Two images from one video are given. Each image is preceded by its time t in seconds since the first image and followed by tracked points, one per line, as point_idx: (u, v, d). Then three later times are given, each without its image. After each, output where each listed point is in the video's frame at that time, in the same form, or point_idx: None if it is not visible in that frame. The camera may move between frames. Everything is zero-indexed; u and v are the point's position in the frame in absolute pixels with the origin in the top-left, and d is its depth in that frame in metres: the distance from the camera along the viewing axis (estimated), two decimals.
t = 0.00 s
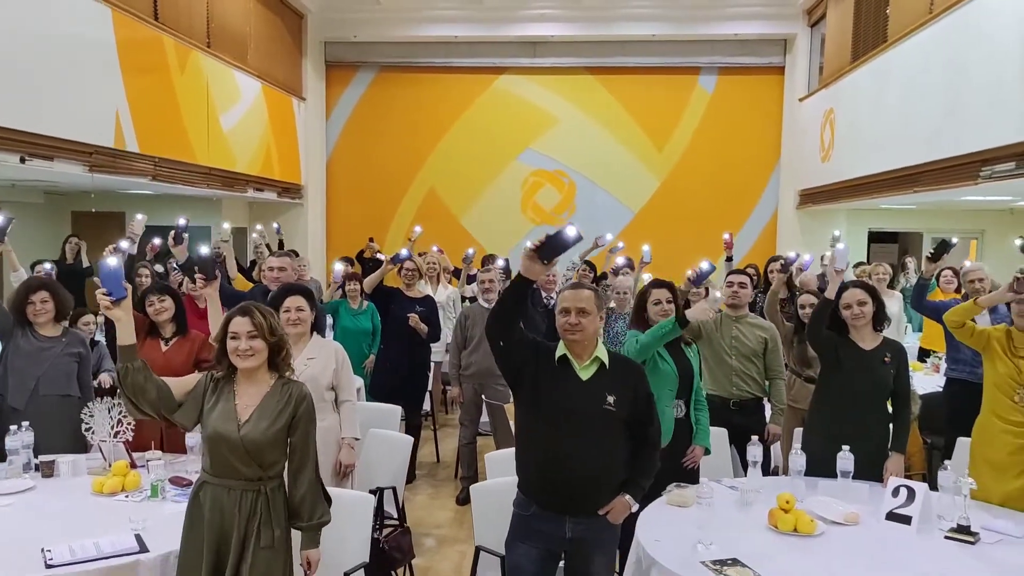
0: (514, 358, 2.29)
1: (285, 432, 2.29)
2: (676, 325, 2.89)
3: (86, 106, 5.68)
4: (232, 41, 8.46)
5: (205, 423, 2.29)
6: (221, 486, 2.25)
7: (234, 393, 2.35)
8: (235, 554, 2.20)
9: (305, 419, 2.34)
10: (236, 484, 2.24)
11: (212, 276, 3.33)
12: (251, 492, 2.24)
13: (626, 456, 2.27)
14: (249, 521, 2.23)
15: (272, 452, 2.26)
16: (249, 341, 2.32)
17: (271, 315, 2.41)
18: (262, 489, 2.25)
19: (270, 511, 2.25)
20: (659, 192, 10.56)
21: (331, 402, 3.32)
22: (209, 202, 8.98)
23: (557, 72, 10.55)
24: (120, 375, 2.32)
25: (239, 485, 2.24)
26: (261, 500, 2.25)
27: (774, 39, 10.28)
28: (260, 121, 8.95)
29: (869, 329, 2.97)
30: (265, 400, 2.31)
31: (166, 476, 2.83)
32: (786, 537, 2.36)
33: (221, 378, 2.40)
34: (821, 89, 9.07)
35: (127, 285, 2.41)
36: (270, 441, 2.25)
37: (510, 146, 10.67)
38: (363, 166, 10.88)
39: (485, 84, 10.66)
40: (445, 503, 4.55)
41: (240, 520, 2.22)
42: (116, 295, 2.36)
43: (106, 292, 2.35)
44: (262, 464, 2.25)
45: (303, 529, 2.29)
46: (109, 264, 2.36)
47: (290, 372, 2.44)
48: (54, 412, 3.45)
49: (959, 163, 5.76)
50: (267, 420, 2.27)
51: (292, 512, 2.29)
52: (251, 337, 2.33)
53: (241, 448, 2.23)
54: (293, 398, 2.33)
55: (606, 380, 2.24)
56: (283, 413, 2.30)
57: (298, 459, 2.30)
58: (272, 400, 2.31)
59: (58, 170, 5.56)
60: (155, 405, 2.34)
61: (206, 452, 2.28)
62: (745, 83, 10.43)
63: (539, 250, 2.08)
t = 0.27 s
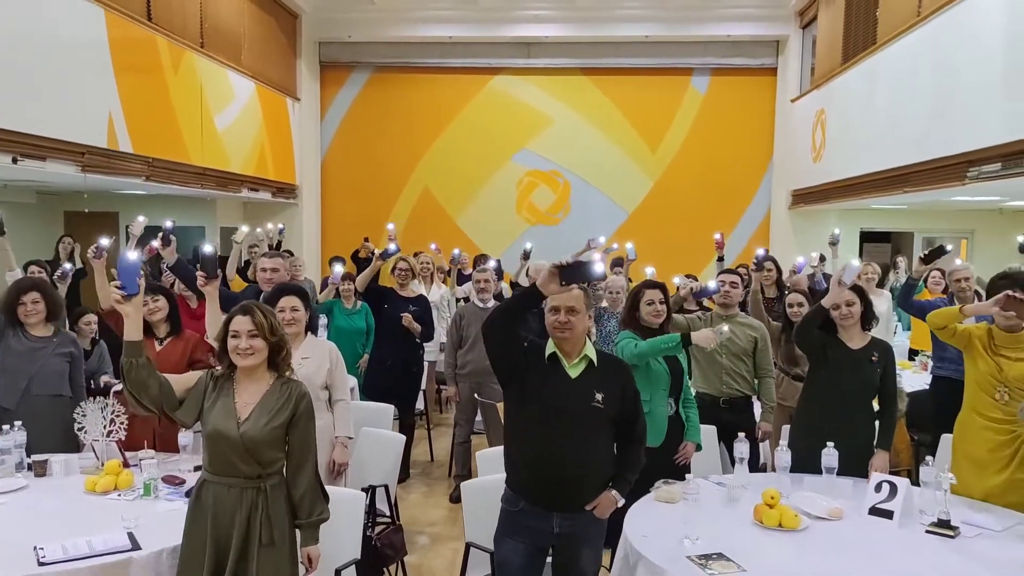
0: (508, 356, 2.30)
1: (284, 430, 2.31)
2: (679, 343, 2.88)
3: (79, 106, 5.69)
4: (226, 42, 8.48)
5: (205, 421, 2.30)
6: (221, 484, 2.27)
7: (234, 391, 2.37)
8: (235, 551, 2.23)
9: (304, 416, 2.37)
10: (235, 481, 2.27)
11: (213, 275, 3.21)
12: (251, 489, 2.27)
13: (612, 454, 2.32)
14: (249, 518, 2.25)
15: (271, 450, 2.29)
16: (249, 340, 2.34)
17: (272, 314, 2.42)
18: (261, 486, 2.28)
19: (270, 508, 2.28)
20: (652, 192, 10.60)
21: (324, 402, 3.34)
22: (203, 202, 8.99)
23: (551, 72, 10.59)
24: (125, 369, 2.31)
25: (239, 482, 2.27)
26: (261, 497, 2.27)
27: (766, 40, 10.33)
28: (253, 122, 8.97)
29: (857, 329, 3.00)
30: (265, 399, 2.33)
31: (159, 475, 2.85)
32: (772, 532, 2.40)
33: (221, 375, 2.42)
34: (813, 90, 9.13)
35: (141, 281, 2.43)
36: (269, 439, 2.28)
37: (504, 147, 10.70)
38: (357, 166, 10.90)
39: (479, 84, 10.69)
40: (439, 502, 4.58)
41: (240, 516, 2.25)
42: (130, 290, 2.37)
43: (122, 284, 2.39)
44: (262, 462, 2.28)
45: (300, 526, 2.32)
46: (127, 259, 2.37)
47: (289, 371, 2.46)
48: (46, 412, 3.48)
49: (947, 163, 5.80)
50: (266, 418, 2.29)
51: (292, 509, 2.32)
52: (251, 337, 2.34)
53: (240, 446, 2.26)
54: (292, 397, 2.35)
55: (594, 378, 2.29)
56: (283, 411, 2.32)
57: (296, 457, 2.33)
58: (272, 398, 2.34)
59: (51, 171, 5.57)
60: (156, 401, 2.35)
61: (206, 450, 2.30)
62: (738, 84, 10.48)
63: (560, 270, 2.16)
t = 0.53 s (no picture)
0: (498, 359, 2.34)
1: (282, 432, 2.31)
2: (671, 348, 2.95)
3: (70, 111, 5.70)
4: (217, 45, 8.49)
5: (203, 424, 2.31)
6: (220, 486, 2.28)
7: (232, 394, 2.37)
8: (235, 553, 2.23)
9: (302, 418, 2.37)
10: (234, 484, 2.27)
11: (212, 279, 3.20)
12: (250, 491, 2.27)
13: (598, 454, 2.34)
14: (248, 520, 2.26)
15: (269, 452, 2.29)
16: (246, 343, 2.33)
17: (269, 317, 2.42)
18: (260, 488, 2.28)
19: (270, 510, 2.28)
20: (645, 192, 10.63)
21: (317, 405, 3.27)
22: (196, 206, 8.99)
23: (542, 74, 10.62)
24: (125, 372, 2.30)
25: (237, 485, 2.27)
26: (259, 499, 2.28)
27: (757, 40, 10.37)
28: (245, 125, 8.98)
29: (844, 327, 3.01)
30: (262, 402, 2.33)
31: (150, 480, 2.87)
32: (758, 529, 2.43)
33: (220, 378, 2.42)
34: (803, 89, 9.17)
35: (155, 289, 2.37)
36: (267, 441, 2.28)
37: (497, 148, 10.73)
38: (351, 169, 10.91)
39: (471, 86, 10.72)
40: (432, 503, 4.59)
41: (239, 518, 2.25)
42: (142, 295, 2.32)
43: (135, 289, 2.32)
44: (260, 464, 2.28)
45: (299, 527, 2.31)
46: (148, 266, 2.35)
47: (287, 374, 2.45)
48: (37, 417, 3.49)
49: (934, 162, 5.84)
50: (264, 420, 2.29)
51: (292, 510, 2.32)
52: (248, 340, 2.34)
53: (239, 449, 2.26)
54: (290, 399, 2.35)
55: (582, 379, 2.31)
56: (280, 413, 2.33)
57: (295, 459, 2.32)
58: (269, 400, 2.33)
59: (42, 176, 5.58)
60: (156, 404, 2.34)
61: (204, 453, 2.30)
62: (730, 83, 10.52)
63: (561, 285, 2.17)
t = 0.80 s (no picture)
0: (486, 359, 2.36)
1: (272, 434, 2.31)
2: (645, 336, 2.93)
3: (60, 114, 5.72)
4: (208, 47, 8.48)
5: (193, 427, 2.30)
6: (211, 489, 2.28)
7: (222, 397, 2.36)
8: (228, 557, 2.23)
9: (293, 419, 2.36)
10: (226, 487, 2.28)
11: (207, 281, 3.17)
12: (241, 494, 2.27)
13: (584, 454, 2.36)
14: (240, 523, 2.26)
15: (259, 454, 2.28)
16: (236, 346, 2.33)
17: (260, 321, 2.41)
18: (251, 491, 2.28)
19: (261, 513, 2.28)
20: (636, 193, 10.67)
21: (307, 406, 3.28)
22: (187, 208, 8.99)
23: (533, 76, 10.65)
24: (119, 376, 2.29)
25: (229, 488, 2.27)
26: (250, 501, 2.28)
27: (746, 42, 10.42)
28: (236, 127, 8.98)
29: (825, 325, 3.05)
30: (251, 404, 2.32)
31: (136, 483, 2.88)
32: (742, 526, 2.46)
33: (211, 381, 2.41)
34: (792, 90, 9.21)
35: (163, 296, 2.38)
36: (257, 444, 2.27)
37: (489, 150, 10.75)
38: (343, 170, 10.92)
39: (463, 88, 10.74)
40: (422, 504, 4.60)
41: (231, 521, 2.25)
42: (148, 302, 2.32)
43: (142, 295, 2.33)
44: (251, 467, 2.28)
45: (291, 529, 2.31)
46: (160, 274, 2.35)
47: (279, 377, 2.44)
48: (22, 421, 3.50)
49: (919, 163, 5.88)
50: (253, 423, 2.29)
51: (287, 513, 2.32)
52: (238, 343, 2.33)
53: (229, 453, 2.25)
54: (279, 401, 2.34)
55: (566, 380, 2.34)
56: (271, 416, 2.32)
57: (285, 460, 2.32)
58: (259, 403, 2.33)
59: (30, 178, 5.58)
60: (147, 408, 2.33)
61: (196, 456, 2.30)
62: (720, 85, 10.56)
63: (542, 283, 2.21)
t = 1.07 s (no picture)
0: (462, 360, 2.36)
1: (249, 437, 2.32)
2: (603, 320, 3.04)
3: (45, 116, 5.70)
4: (195, 49, 8.46)
5: (172, 430, 2.32)
6: (190, 492, 2.30)
7: (202, 400, 2.37)
8: (207, 559, 2.25)
9: (272, 422, 2.36)
10: (204, 489, 2.29)
11: (197, 284, 3.10)
12: (218, 497, 2.29)
13: (562, 453, 2.38)
14: (218, 525, 2.28)
15: (236, 458, 2.30)
16: (220, 351, 2.33)
17: (245, 326, 2.41)
18: (228, 494, 2.29)
19: (240, 515, 2.30)
20: (624, 195, 10.70)
21: (290, 409, 3.24)
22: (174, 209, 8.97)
23: (522, 77, 10.67)
24: (108, 379, 2.26)
25: (207, 491, 2.29)
26: (227, 504, 2.29)
27: (734, 44, 10.47)
28: (224, 129, 8.96)
29: (800, 325, 3.09)
30: (229, 407, 2.33)
31: (118, 485, 2.88)
32: (720, 526, 2.48)
33: (193, 384, 2.41)
34: (779, 92, 9.26)
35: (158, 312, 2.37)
36: (233, 447, 2.28)
37: (477, 151, 10.76)
38: (331, 172, 10.91)
39: (452, 90, 10.75)
40: (409, 506, 4.61)
41: (208, 524, 2.27)
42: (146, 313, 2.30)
43: (141, 306, 2.31)
44: (228, 469, 2.29)
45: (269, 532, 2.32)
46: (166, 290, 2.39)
47: (260, 381, 2.45)
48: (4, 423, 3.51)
49: (903, 164, 5.92)
50: (229, 426, 2.30)
51: (268, 515, 2.33)
52: (222, 347, 2.34)
53: (204, 456, 2.27)
54: (257, 405, 2.35)
55: (543, 380, 2.36)
56: (248, 419, 2.32)
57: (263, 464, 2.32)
58: (237, 406, 2.33)
59: (15, 181, 5.56)
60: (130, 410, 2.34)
61: (175, 458, 2.32)
62: (708, 86, 10.60)
63: (505, 272, 2.31)
